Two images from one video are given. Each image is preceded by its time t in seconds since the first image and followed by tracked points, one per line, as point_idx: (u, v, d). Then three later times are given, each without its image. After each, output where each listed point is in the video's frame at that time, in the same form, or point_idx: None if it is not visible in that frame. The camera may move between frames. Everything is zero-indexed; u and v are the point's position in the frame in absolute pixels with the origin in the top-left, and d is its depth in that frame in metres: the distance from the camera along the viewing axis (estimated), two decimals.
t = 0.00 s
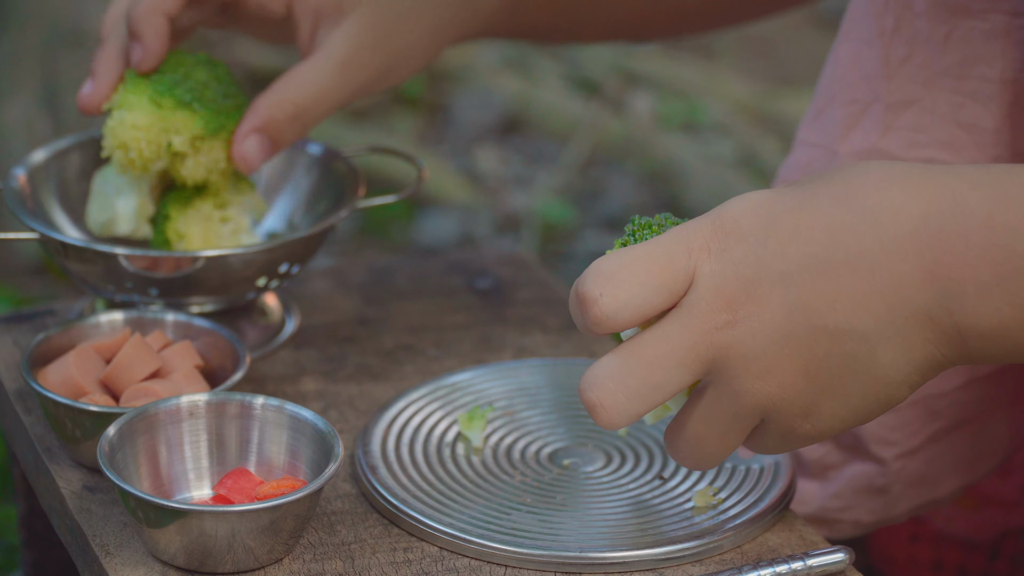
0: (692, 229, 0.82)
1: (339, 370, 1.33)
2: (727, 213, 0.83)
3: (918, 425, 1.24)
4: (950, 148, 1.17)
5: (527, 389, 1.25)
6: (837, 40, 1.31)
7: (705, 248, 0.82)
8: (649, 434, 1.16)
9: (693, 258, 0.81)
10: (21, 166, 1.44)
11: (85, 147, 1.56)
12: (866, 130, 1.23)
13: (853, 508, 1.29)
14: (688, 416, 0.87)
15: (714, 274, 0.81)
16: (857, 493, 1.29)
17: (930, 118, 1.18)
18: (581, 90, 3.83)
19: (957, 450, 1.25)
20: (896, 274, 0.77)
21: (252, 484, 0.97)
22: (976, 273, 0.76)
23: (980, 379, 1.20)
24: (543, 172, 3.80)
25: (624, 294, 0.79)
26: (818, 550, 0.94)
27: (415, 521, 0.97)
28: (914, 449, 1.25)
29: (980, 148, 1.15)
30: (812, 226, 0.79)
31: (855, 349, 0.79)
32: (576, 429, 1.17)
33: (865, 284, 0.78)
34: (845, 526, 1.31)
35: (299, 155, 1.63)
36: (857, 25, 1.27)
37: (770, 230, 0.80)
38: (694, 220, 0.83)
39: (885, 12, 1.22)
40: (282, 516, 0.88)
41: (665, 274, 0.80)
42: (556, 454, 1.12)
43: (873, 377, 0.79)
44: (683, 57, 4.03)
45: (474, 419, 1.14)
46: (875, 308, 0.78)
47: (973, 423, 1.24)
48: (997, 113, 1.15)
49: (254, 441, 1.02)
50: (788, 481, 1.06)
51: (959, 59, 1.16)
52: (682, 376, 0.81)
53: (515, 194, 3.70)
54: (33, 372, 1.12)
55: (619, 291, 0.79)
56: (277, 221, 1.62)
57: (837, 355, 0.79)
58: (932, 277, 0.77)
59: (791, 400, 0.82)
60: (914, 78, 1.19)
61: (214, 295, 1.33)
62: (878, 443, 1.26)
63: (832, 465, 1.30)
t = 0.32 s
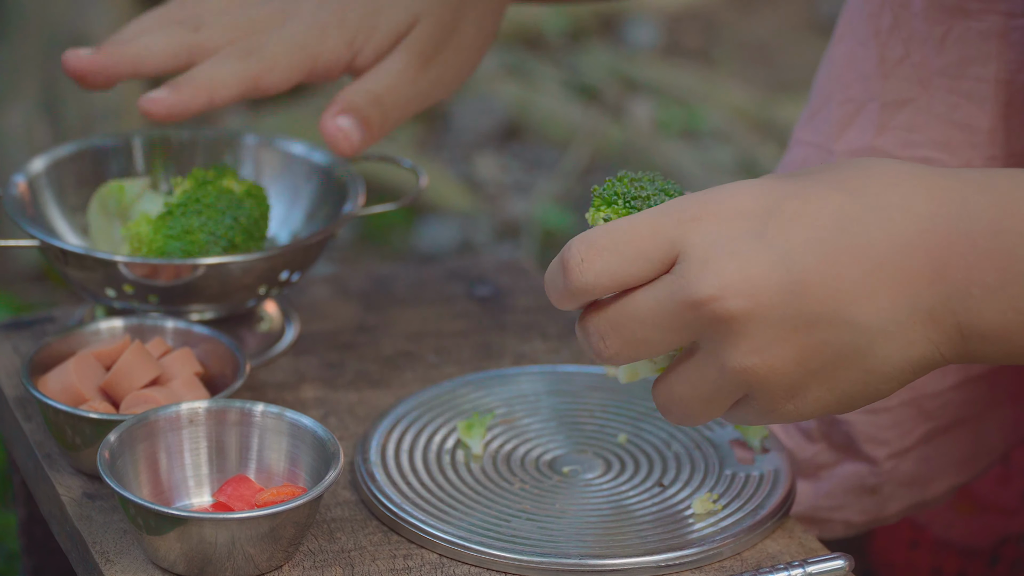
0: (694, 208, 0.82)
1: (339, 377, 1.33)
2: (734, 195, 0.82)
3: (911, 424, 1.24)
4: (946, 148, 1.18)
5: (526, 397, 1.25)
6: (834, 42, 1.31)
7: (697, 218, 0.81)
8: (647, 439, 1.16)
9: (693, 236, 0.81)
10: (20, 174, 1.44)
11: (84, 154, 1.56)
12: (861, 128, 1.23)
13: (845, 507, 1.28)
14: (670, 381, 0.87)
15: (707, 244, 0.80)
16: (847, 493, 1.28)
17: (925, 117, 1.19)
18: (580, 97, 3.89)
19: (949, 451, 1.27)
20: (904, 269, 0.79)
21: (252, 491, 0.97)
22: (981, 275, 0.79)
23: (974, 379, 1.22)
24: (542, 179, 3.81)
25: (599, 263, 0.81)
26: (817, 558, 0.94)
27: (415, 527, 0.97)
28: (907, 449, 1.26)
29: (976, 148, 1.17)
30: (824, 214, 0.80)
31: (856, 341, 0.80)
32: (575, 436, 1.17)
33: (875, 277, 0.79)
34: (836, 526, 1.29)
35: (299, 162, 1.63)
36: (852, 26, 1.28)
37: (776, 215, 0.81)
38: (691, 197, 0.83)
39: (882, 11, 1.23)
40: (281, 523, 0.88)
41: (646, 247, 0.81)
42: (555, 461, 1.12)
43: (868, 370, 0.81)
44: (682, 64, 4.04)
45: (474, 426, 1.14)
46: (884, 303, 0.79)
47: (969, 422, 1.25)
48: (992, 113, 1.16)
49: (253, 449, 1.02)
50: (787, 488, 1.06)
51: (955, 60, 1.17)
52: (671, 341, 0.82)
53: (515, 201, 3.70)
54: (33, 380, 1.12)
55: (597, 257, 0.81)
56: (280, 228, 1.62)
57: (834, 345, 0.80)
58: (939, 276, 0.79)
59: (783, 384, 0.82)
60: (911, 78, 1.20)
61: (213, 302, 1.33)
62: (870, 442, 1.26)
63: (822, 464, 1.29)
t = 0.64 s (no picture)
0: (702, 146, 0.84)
1: (339, 384, 1.33)
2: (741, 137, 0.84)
3: (910, 421, 1.24)
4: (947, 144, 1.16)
5: (526, 404, 1.25)
6: (836, 32, 1.30)
7: (715, 153, 0.83)
8: (646, 445, 1.16)
9: (701, 166, 0.83)
10: (20, 182, 1.44)
11: (84, 162, 1.57)
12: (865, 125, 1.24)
13: (845, 504, 1.28)
14: (662, 318, 0.84)
15: (717, 172, 0.82)
16: (849, 489, 1.28)
17: (926, 113, 1.19)
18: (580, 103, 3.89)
19: (948, 452, 1.27)
20: (903, 195, 0.78)
21: (252, 498, 0.97)
22: (980, 209, 0.77)
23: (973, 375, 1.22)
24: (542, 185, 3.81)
25: (617, 196, 0.83)
26: (817, 563, 0.94)
27: (415, 533, 0.97)
28: (907, 445, 1.25)
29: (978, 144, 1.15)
30: (829, 147, 0.81)
31: (854, 268, 0.79)
32: (575, 443, 1.17)
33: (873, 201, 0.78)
34: (836, 522, 1.30)
35: (298, 169, 1.64)
36: (853, 20, 1.27)
37: (783, 148, 0.82)
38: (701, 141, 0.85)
39: (885, 6, 1.22)
40: (281, 530, 0.88)
41: (660, 179, 0.83)
42: (555, 468, 1.12)
43: (869, 300, 0.80)
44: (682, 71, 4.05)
45: (474, 433, 1.14)
46: (882, 226, 0.78)
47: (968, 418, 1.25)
48: (994, 109, 1.15)
49: (253, 455, 1.02)
50: (787, 494, 1.06)
51: (958, 56, 1.17)
52: (677, 278, 0.82)
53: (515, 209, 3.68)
54: (33, 386, 1.12)
55: (614, 192, 0.83)
56: (278, 236, 1.62)
57: (836, 269, 0.80)
58: (939, 207, 0.78)
59: (783, 309, 0.82)
60: (915, 74, 1.20)
61: (213, 309, 1.33)
62: (871, 438, 1.25)
63: (822, 461, 1.28)
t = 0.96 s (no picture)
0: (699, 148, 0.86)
1: (339, 387, 1.33)
2: (734, 133, 0.85)
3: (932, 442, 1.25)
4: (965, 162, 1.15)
5: (526, 407, 1.25)
6: (852, 49, 1.27)
7: (721, 147, 0.84)
8: (646, 449, 1.16)
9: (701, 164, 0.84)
10: (19, 185, 1.44)
11: (83, 165, 1.57)
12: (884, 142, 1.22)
13: (865, 521, 1.29)
14: (700, 335, 0.86)
15: (715, 171, 0.82)
16: (872, 507, 1.28)
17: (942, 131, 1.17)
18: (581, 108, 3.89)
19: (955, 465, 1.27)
20: (904, 166, 0.78)
21: (252, 501, 0.97)
22: (980, 170, 0.77)
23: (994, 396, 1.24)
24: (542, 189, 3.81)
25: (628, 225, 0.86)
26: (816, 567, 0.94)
27: (415, 536, 0.97)
28: (926, 465, 1.26)
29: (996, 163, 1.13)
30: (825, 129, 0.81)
31: (863, 246, 0.78)
32: (574, 446, 1.17)
33: (871, 177, 0.78)
34: (858, 539, 1.29)
35: (298, 172, 1.64)
36: (870, 34, 1.24)
37: (778, 137, 0.82)
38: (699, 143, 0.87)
39: (902, 25, 1.20)
40: (282, 533, 0.88)
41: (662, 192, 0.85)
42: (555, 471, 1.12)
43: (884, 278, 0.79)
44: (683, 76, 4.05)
45: (474, 436, 1.14)
46: (884, 202, 0.77)
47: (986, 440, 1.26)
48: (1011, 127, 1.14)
49: (253, 458, 1.02)
50: (787, 498, 1.06)
51: (975, 74, 1.15)
52: (692, 279, 0.82)
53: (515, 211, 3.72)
54: (33, 389, 1.12)
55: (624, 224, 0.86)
56: (277, 239, 1.62)
57: (843, 253, 0.78)
58: (938, 170, 0.77)
59: (804, 310, 0.80)
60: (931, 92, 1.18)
61: (213, 313, 1.33)
62: (892, 458, 1.26)
63: (842, 478, 1.29)
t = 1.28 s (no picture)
0: (712, 248, 0.73)
1: (339, 386, 1.33)
2: (752, 233, 0.72)
3: (932, 435, 1.23)
4: (968, 159, 1.12)
5: (526, 405, 1.25)
6: (854, 48, 1.25)
7: (730, 272, 0.72)
8: (647, 446, 1.16)
9: (712, 283, 0.73)
10: (20, 184, 1.44)
11: (83, 164, 1.57)
12: (884, 137, 1.17)
13: (865, 516, 1.27)
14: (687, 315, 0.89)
15: (722, 303, 0.74)
16: (870, 501, 1.27)
17: (945, 127, 1.13)
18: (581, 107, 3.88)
19: (955, 465, 1.26)
20: (916, 340, 0.74)
21: (253, 500, 0.97)
22: (994, 345, 0.74)
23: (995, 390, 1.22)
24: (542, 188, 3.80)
25: (634, 279, 0.79)
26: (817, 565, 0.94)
27: (417, 534, 0.97)
28: (929, 459, 1.24)
29: (998, 159, 1.11)
30: (852, 277, 0.71)
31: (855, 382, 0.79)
32: (575, 444, 1.17)
33: (883, 346, 0.74)
34: (856, 535, 1.29)
35: (298, 171, 1.64)
36: (872, 34, 1.21)
37: (799, 288, 0.72)
38: (716, 221, 0.73)
39: (903, 21, 1.17)
40: (283, 531, 0.88)
41: (671, 269, 0.76)
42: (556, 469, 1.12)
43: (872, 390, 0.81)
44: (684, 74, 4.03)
45: (474, 434, 1.14)
46: (885, 368, 0.76)
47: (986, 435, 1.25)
48: (1013, 122, 1.11)
49: (253, 457, 1.02)
50: (788, 495, 1.06)
51: (978, 69, 1.12)
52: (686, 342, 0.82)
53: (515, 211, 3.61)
54: (34, 389, 1.12)
55: (631, 274, 0.79)
56: (278, 238, 1.62)
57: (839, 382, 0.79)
58: (950, 346, 0.75)
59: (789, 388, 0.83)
60: (933, 88, 1.14)
61: (214, 312, 1.33)
62: (891, 452, 1.24)
63: (842, 472, 1.29)
